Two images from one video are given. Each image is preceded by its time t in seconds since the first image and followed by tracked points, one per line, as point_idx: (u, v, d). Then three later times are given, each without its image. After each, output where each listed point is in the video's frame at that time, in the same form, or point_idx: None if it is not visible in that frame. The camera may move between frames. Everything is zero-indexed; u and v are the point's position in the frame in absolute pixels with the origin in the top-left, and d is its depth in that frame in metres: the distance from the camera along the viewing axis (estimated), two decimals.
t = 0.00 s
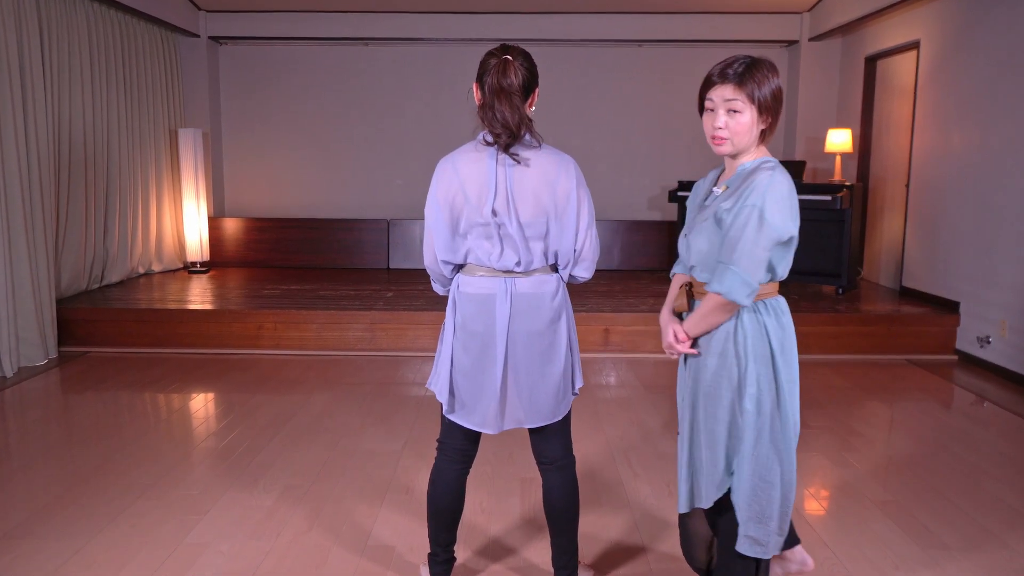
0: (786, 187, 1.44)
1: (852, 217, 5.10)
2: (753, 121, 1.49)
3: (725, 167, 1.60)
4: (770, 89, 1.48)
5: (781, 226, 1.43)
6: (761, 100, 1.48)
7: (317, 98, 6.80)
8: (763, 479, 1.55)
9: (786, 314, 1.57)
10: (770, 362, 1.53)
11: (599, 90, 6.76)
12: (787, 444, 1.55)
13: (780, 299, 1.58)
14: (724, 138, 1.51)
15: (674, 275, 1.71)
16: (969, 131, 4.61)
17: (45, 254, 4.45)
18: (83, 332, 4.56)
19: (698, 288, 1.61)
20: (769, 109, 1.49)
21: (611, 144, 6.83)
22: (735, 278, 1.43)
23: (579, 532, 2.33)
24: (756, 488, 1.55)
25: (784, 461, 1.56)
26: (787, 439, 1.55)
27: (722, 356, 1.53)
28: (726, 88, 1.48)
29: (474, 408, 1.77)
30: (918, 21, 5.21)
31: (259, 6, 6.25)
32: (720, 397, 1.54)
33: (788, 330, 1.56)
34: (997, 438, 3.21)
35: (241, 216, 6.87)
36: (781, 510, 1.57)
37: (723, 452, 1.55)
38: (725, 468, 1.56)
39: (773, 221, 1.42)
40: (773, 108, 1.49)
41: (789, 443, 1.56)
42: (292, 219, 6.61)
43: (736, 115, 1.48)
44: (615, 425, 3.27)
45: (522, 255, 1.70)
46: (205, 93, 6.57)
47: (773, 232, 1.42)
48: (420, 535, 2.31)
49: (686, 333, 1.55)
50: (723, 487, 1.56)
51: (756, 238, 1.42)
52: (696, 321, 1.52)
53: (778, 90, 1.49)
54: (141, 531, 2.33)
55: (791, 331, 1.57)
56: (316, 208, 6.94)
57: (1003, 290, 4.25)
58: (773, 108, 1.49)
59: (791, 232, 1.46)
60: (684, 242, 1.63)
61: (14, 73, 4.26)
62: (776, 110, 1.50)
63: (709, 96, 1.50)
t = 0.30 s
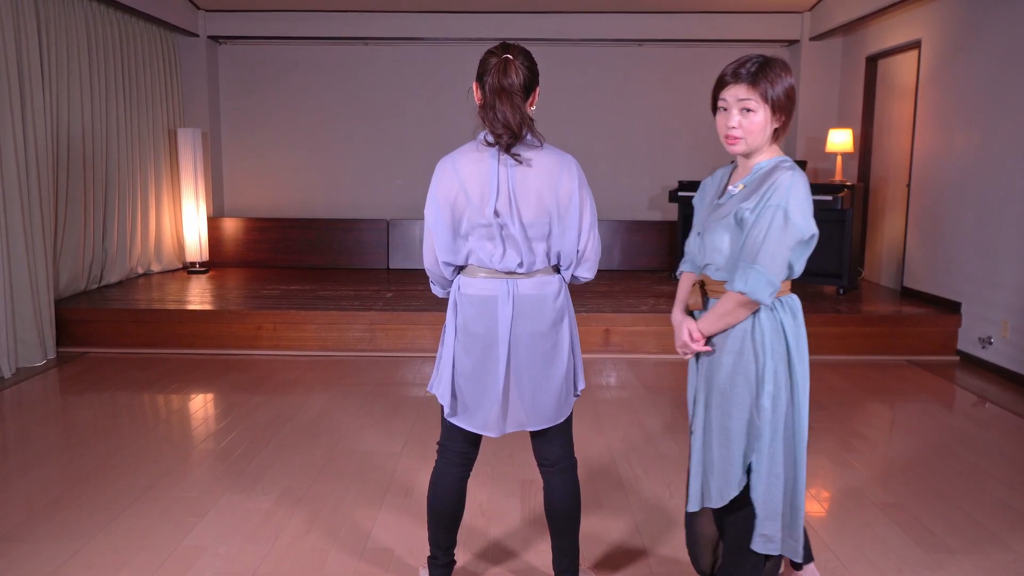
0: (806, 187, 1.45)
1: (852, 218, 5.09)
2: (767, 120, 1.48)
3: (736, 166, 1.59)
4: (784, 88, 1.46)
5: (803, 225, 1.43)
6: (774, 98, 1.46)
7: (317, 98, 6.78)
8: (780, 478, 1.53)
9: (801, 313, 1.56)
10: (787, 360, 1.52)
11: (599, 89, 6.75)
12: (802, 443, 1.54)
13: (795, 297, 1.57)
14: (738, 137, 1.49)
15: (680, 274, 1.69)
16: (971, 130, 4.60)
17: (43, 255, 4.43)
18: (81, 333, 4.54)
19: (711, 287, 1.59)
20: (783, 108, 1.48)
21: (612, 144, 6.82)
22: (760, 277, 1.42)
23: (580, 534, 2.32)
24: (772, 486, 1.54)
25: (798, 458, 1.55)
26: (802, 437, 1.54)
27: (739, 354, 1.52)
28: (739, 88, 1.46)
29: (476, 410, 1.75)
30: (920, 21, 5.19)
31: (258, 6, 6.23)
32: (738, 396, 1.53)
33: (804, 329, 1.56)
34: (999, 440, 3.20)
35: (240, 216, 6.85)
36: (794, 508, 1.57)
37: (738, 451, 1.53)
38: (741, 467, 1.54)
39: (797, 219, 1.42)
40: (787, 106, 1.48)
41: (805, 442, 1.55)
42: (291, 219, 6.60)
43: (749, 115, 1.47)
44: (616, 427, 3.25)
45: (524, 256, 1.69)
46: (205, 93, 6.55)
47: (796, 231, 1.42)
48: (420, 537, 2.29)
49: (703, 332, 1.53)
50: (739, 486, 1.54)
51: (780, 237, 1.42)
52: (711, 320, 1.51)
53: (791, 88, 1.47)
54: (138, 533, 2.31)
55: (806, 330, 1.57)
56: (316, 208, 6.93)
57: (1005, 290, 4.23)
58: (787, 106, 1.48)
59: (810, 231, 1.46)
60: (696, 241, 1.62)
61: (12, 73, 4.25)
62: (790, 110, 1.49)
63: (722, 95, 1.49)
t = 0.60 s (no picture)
0: (825, 189, 1.43)
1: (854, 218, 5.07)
2: (771, 124, 1.46)
3: (760, 167, 1.58)
4: (788, 96, 1.43)
5: (819, 228, 1.41)
6: (777, 102, 1.44)
7: (316, 97, 6.76)
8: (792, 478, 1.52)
9: (820, 314, 1.53)
10: (802, 360, 1.50)
11: (599, 89, 6.73)
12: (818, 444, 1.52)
13: (815, 297, 1.55)
14: (746, 139, 1.51)
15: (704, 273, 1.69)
16: (973, 130, 4.57)
17: (41, 255, 4.41)
18: (80, 334, 4.52)
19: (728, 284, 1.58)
20: (790, 114, 1.44)
21: (612, 144, 6.80)
22: (771, 278, 1.41)
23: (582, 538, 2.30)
24: (784, 487, 1.52)
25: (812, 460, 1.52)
26: (818, 439, 1.51)
27: (753, 353, 1.50)
28: (739, 94, 1.47)
29: (476, 414, 1.74)
30: (922, 20, 5.17)
31: (257, 5, 6.21)
32: (753, 395, 1.51)
33: (821, 330, 1.53)
34: (1003, 441, 3.18)
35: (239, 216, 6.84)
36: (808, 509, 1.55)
37: (750, 452, 1.51)
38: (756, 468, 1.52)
39: (812, 221, 1.40)
40: (794, 108, 1.44)
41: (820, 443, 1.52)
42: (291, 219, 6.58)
43: (752, 119, 1.47)
44: (617, 429, 3.23)
45: (524, 258, 1.67)
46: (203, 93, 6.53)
47: (811, 233, 1.41)
48: (420, 540, 2.27)
49: (718, 329, 1.53)
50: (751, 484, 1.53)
51: (793, 238, 1.40)
52: (726, 319, 1.51)
53: (796, 90, 1.43)
54: (135, 537, 2.29)
55: (824, 331, 1.53)
56: (316, 208, 6.91)
57: (1007, 291, 4.21)
58: (794, 108, 1.44)
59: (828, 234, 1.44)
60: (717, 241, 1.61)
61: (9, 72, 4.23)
62: (801, 115, 1.45)
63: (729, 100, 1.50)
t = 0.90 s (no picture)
0: (837, 191, 1.40)
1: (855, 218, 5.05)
2: (784, 128, 1.45)
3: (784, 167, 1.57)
4: (801, 101, 1.42)
5: (828, 229, 1.39)
6: (789, 107, 1.44)
7: (316, 97, 6.75)
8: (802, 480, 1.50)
9: (839, 318, 1.51)
10: (816, 364, 1.48)
11: (599, 89, 6.71)
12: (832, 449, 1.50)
13: (835, 301, 1.52)
14: (762, 142, 1.51)
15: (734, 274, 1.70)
16: (975, 130, 4.55)
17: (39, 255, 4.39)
18: (78, 334, 4.51)
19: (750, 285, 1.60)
20: (804, 119, 1.43)
21: (613, 144, 6.79)
22: (777, 278, 1.41)
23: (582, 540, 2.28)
24: (793, 489, 1.51)
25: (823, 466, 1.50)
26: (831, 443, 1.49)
27: (766, 354, 1.50)
28: (754, 98, 1.48)
29: (476, 415, 1.72)
30: (923, 19, 5.15)
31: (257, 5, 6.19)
32: (765, 395, 1.51)
33: (840, 334, 1.50)
34: (1005, 443, 3.16)
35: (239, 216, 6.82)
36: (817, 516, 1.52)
37: (761, 452, 1.51)
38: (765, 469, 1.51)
39: (819, 222, 1.38)
40: (809, 113, 1.43)
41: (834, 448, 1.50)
42: (290, 219, 6.56)
43: (765, 122, 1.47)
44: (617, 430, 3.22)
45: (524, 259, 1.66)
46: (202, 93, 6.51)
47: (819, 234, 1.39)
48: (419, 543, 2.26)
49: (733, 330, 1.54)
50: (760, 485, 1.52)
51: (799, 239, 1.39)
52: (741, 320, 1.52)
53: (809, 96, 1.42)
54: (133, 539, 2.28)
55: (844, 336, 1.51)
56: (316, 207, 6.89)
57: (1009, 291, 4.19)
58: (808, 113, 1.43)
59: (838, 235, 1.41)
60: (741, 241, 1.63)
61: (7, 71, 4.21)
62: (815, 119, 1.43)
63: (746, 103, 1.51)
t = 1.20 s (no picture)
0: (864, 192, 1.39)
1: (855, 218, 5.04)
2: (810, 127, 1.45)
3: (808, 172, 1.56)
4: (829, 102, 1.42)
5: (856, 230, 1.38)
6: (817, 106, 1.43)
7: (316, 97, 6.73)
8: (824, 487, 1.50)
9: (871, 327, 1.49)
10: (847, 373, 1.47)
11: (600, 89, 6.70)
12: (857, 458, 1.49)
13: (866, 307, 1.50)
14: (786, 141, 1.50)
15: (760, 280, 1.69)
16: (976, 130, 4.54)
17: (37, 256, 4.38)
18: (77, 335, 4.49)
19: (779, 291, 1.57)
20: (831, 120, 1.43)
21: (613, 144, 6.77)
22: (808, 281, 1.39)
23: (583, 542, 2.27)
24: (814, 495, 1.50)
25: (848, 475, 1.49)
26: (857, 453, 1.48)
27: (798, 358, 1.49)
28: (782, 95, 1.47)
29: (475, 417, 1.71)
30: (924, 19, 5.12)
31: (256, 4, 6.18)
32: (793, 401, 1.49)
33: (872, 344, 1.49)
34: (1008, 445, 3.14)
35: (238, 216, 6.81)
36: (837, 524, 1.52)
37: (783, 456, 1.51)
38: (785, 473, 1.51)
39: (847, 223, 1.38)
40: (836, 114, 1.42)
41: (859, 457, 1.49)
42: (289, 220, 6.55)
43: (791, 120, 1.46)
44: (618, 431, 3.20)
45: (523, 260, 1.64)
46: (201, 93, 6.50)
47: (847, 235, 1.38)
48: (418, 545, 2.25)
49: (763, 335, 1.52)
50: (778, 488, 1.52)
51: (828, 240, 1.38)
52: (769, 324, 1.50)
53: (838, 98, 1.41)
54: (130, 541, 2.26)
55: (876, 345, 1.49)
56: (315, 207, 6.88)
57: (1011, 292, 4.17)
58: (836, 114, 1.42)
59: (865, 236, 1.40)
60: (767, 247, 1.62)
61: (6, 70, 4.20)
62: (842, 121, 1.43)
63: (773, 101, 1.51)
